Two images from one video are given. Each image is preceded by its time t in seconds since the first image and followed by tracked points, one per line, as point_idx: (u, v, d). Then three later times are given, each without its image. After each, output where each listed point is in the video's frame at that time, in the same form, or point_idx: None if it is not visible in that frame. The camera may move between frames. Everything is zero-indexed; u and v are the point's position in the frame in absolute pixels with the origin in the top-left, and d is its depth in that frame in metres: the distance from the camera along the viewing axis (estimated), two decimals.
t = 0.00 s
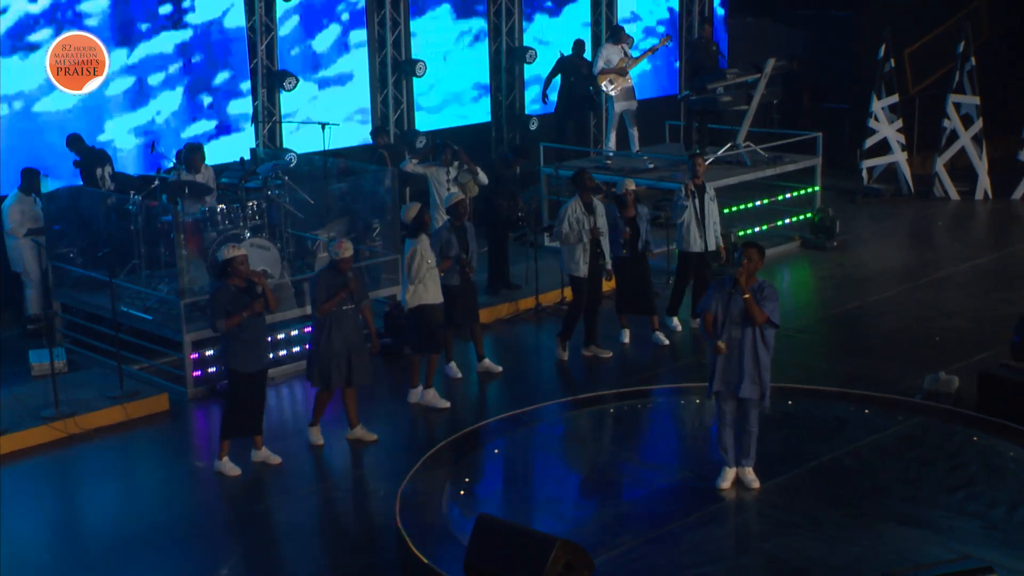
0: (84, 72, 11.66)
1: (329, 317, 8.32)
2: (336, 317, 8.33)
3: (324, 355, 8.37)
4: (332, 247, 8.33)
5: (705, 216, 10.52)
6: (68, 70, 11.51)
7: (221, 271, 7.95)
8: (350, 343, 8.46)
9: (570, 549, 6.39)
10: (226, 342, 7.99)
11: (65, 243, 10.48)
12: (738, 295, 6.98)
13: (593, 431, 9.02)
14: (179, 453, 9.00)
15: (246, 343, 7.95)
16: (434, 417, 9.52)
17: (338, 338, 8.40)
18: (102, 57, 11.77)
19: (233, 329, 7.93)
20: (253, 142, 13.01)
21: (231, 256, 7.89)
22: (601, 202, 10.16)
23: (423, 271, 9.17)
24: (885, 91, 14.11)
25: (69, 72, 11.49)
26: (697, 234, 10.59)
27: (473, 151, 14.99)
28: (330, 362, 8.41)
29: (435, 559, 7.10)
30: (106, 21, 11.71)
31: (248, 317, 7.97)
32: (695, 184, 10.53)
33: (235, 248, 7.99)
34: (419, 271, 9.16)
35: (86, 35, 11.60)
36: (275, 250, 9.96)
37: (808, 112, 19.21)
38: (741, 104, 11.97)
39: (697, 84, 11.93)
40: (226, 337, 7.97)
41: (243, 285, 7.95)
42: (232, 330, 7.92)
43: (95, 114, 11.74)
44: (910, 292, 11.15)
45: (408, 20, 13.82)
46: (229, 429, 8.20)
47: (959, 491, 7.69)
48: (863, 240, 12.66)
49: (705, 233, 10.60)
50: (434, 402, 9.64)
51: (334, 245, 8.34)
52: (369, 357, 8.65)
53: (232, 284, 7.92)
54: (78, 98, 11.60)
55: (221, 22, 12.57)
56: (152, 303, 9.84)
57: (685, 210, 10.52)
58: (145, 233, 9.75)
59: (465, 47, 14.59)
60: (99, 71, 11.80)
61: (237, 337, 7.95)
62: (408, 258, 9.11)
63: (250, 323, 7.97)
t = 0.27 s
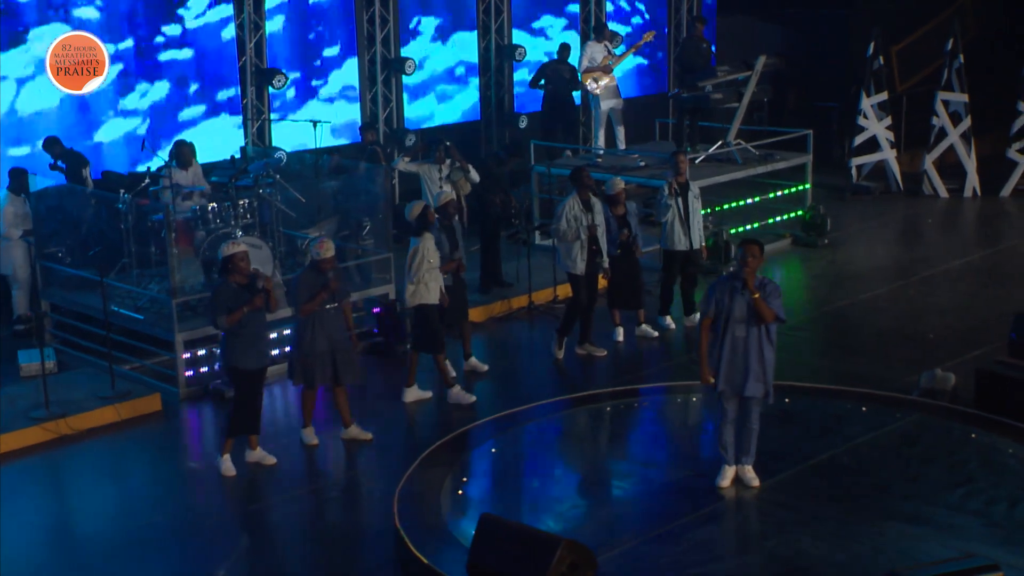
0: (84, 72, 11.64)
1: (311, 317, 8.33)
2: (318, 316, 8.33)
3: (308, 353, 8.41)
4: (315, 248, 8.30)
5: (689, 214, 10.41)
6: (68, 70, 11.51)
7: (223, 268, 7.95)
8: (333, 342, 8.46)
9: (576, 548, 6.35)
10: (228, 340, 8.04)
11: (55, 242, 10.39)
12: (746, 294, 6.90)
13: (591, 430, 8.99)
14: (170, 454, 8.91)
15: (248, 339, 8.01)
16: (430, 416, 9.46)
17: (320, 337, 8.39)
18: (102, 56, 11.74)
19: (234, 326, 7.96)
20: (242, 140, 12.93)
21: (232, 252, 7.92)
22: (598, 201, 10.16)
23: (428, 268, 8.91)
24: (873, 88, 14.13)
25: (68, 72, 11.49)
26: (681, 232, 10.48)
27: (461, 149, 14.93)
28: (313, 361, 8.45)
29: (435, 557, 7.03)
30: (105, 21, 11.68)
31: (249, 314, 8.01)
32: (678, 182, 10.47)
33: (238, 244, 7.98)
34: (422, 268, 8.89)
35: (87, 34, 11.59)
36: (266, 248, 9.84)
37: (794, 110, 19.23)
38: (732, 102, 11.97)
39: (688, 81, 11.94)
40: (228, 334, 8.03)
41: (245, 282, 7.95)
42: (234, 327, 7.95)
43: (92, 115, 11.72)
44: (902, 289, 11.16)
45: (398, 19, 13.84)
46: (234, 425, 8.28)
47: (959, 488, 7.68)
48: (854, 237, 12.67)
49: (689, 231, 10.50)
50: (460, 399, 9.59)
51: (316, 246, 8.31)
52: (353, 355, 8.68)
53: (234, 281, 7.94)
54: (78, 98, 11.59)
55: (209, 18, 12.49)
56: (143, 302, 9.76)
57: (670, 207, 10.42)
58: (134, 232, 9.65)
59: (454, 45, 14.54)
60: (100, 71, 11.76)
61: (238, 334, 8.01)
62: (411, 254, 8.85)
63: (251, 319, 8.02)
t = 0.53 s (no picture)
0: (84, 72, 11.53)
1: (295, 317, 8.35)
2: (302, 316, 8.36)
3: (295, 353, 8.46)
4: (299, 248, 8.35)
5: (677, 216, 10.26)
6: (69, 71, 11.41)
7: (222, 267, 7.99)
8: (317, 342, 8.49)
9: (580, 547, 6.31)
10: (227, 338, 8.05)
11: (46, 241, 10.31)
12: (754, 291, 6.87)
13: (589, 430, 8.96)
14: (164, 454, 8.85)
15: (248, 336, 8.02)
16: (427, 415, 9.43)
17: (305, 338, 8.42)
18: (102, 56, 11.65)
19: (234, 324, 7.97)
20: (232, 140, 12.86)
21: (231, 251, 7.95)
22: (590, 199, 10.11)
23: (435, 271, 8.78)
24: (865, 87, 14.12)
25: (69, 73, 11.39)
26: (668, 232, 10.29)
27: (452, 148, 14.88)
28: (300, 361, 8.49)
29: (438, 560, 7.02)
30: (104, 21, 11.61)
31: (249, 313, 8.03)
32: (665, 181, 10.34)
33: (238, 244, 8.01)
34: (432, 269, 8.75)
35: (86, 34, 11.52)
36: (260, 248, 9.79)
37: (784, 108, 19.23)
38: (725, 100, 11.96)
39: (681, 79, 11.93)
40: (226, 333, 8.04)
41: (244, 280, 7.97)
42: (234, 325, 7.96)
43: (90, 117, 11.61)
44: (897, 288, 11.15)
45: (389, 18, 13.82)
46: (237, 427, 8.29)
47: (959, 486, 7.66)
48: (846, 236, 12.67)
49: (677, 233, 10.32)
50: (458, 402, 9.50)
51: (299, 246, 8.37)
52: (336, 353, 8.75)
53: (233, 280, 7.96)
54: (77, 99, 11.50)
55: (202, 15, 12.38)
56: (137, 302, 9.69)
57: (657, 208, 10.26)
58: (127, 232, 9.67)
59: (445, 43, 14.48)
60: (99, 72, 11.66)
61: (236, 333, 8.02)
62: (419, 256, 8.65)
63: (249, 318, 8.03)
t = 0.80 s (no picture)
0: (84, 72, 11.57)
1: (285, 318, 8.25)
2: (291, 316, 8.26)
3: (283, 353, 8.37)
4: (284, 250, 8.30)
5: (666, 216, 10.14)
6: (68, 71, 11.44)
7: (216, 266, 7.92)
8: (308, 342, 8.41)
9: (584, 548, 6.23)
10: (222, 337, 8.00)
11: (35, 240, 10.21)
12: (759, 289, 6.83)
13: (585, 429, 8.92)
14: (156, 455, 8.76)
15: (244, 336, 7.97)
16: (422, 415, 9.37)
17: (295, 338, 8.33)
18: (102, 56, 11.69)
19: (230, 323, 7.93)
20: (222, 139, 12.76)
21: (225, 250, 7.90)
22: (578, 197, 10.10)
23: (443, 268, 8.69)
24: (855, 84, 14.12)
25: (68, 73, 11.42)
26: (656, 232, 10.19)
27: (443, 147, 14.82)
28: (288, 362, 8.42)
29: (439, 563, 6.99)
30: (104, 21, 11.64)
31: (244, 312, 7.97)
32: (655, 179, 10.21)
33: (232, 243, 7.98)
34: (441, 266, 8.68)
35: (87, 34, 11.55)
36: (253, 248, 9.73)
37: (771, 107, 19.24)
38: (716, 98, 11.95)
39: (672, 77, 11.91)
40: (221, 332, 7.99)
41: (239, 279, 7.93)
42: (230, 324, 7.92)
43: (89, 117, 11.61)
44: (889, 286, 11.15)
45: (379, 16, 13.74)
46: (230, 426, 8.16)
47: (960, 484, 7.64)
48: (837, 234, 12.67)
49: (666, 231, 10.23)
50: (453, 401, 9.44)
51: (285, 248, 8.33)
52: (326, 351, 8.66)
53: (228, 280, 7.89)
54: (78, 98, 11.51)
55: (191, 14, 12.30)
56: (127, 301, 9.62)
57: (645, 208, 10.14)
58: (116, 232, 9.53)
59: (435, 42, 14.41)
60: (100, 71, 11.69)
61: (232, 333, 7.97)
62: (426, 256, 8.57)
63: (244, 317, 7.98)
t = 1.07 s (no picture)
0: (84, 72, 11.53)
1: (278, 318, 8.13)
2: (284, 317, 8.12)
3: (273, 351, 8.25)
4: (272, 252, 8.14)
5: (657, 214, 10.13)
6: (68, 70, 11.39)
7: (207, 266, 7.84)
8: (301, 340, 8.29)
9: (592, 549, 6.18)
10: (211, 338, 7.88)
11: (24, 240, 10.10)
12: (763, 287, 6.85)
13: (583, 429, 8.88)
14: (150, 457, 8.68)
15: (236, 338, 7.88)
16: (419, 415, 9.31)
17: (286, 338, 8.21)
18: (102, 56, 11.67)
19: (223, 324, 7.82)
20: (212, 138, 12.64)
21: (216, 251, 7.78)
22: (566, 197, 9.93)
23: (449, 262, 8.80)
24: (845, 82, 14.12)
25: (68, 72, 11.36)
26: (648, 229, 10.18)
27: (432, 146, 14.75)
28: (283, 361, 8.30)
29: (438, 562, 6.93)
30: (103, 21, 11.62)
31: (237, 312, 7.88)
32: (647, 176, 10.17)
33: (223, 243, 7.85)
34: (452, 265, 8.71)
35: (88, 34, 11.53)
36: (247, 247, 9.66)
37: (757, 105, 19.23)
38: (708, 96, 11.92)
39: (664, 75, 11.88)
40: (211, 333, 7.87)
41: (230, 280, 7.86)
42: (224, 324, 7.81)
43: (88, 118, 11.52)
44: (882, 285, 11.15)
45: (369, 14, 13.64)
46: (218, 429, 8.08)
47: (962, 482, 7.63)
48: (828, 233, 12.67)
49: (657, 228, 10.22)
50: (449, 401, 9.39)
51: (274, 249, 8.15)
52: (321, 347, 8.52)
53: (219, 280, 7.82)
54: (79, 98, 11.45)
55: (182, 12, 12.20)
56: (119, 301, 9.53)
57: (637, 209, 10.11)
58: (108, 232, 9.47)
59: (425, 40, 14.33)
60: (99, 72, 11.66)
61: (223, 333, 7.86)
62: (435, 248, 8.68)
63: (237, 317, 7.89)
